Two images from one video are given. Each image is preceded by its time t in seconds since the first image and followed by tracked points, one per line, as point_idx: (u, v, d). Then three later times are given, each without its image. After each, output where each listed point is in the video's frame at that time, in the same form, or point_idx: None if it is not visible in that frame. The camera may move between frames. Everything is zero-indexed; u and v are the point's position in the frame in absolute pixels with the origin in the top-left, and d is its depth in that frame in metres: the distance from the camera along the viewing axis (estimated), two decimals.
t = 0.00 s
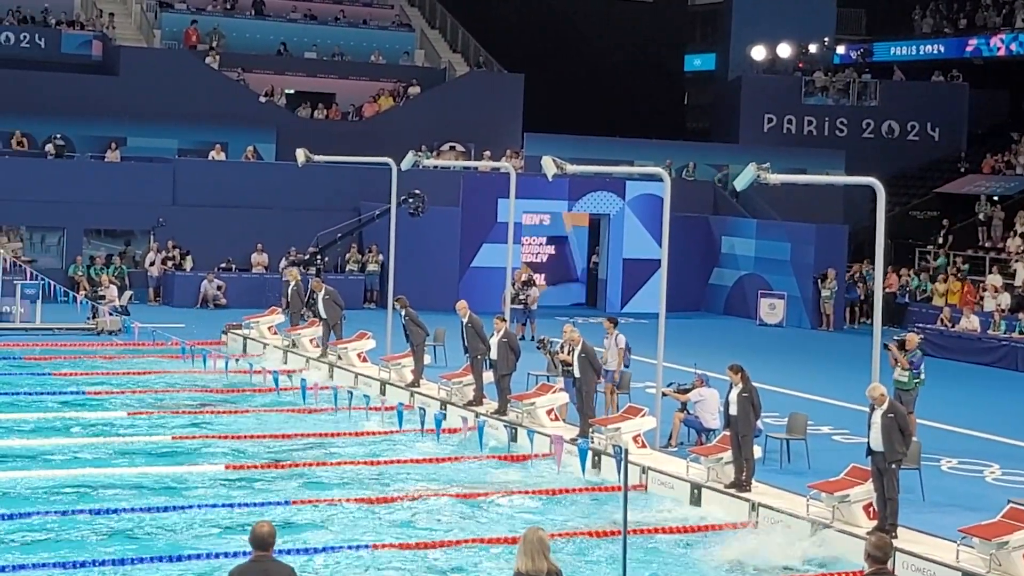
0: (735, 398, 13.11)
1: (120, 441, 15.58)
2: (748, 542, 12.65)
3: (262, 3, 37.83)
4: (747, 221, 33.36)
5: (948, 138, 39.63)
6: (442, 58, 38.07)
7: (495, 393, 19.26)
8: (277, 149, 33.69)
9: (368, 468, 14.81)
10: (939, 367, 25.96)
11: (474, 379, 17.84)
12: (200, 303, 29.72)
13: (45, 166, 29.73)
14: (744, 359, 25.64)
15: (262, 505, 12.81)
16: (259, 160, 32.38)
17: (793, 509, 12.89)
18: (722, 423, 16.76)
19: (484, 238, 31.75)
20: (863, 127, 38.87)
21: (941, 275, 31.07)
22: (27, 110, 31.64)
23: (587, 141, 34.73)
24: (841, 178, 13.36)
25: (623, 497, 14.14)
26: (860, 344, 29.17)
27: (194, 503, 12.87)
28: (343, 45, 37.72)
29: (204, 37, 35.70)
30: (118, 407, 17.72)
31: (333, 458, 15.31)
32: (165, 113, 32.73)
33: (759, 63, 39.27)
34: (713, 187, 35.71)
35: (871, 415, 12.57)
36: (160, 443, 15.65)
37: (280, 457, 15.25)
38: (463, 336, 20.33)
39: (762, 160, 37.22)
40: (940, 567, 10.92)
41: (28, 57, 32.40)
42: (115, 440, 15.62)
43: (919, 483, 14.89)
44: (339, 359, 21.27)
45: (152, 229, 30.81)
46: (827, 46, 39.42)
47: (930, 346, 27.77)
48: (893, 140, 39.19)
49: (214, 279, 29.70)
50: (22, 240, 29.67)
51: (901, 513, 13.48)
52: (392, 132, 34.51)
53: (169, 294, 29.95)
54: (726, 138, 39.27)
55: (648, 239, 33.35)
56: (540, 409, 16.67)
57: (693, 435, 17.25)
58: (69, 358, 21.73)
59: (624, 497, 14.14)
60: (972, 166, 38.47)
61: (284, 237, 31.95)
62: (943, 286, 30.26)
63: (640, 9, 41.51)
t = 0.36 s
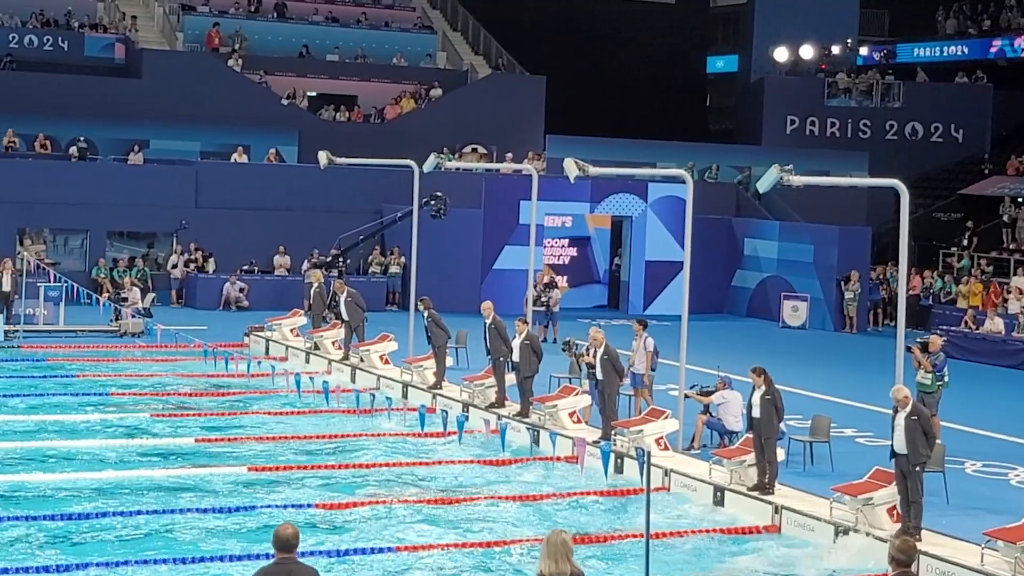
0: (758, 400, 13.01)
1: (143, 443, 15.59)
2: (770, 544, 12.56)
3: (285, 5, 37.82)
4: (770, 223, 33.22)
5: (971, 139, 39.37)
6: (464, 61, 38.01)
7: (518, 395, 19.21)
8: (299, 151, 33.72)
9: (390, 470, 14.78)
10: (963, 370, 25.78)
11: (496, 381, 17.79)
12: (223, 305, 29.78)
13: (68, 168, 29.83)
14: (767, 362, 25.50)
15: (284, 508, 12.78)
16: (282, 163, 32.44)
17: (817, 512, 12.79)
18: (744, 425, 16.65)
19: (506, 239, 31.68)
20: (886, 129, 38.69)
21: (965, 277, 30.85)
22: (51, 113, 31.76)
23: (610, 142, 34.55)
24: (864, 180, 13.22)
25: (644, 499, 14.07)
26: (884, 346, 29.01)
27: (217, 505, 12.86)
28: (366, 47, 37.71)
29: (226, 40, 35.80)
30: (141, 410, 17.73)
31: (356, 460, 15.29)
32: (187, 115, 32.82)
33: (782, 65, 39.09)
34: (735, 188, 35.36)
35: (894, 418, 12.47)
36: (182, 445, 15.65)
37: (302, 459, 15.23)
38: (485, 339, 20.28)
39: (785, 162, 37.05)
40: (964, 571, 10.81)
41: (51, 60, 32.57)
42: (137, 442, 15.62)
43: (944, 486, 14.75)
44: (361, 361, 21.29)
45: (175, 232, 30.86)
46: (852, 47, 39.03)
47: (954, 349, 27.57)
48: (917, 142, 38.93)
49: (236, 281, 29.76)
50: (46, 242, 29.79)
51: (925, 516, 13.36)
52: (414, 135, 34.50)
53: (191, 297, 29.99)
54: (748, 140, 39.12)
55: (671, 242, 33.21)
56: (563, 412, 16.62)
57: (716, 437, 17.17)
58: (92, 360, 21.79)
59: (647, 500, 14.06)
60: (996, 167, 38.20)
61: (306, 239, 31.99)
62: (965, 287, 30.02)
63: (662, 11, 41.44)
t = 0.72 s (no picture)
0: (776, 401, 12.94)
1: (161, 443, 15.60)
2: (788, 545, 12.50)
3: (303, 6, 37.82)
4: (788, 224, 33.10)
5: (991, 139, 39.25)
6: (481, 63, 37.71)
7: (535, 396, 19.15)
8: (317, 152, 33.76)
9: (409, 471, 14.76)
10: (983, 371, 25.63)
11: (514, 382, 17.75)
12: (241, 306, 29.82)
13: (87, 169, 29.92)
14: (786, 363, 25.40)
15: (300, 508, 12.78)
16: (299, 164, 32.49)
17: (836, 513, 12.72)
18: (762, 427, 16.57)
19: (524, 241, 31.62)
20: (905, 129, 38.52)
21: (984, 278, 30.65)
22: (69, 114, 31.85)
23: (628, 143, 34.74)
24: (882, 182, 13.13)
25: (661, 501, 14.00)
26: (902, 347, 28.92)
27: (236, 506, 12.87)
28: (384, 49, 37.58)
29: (244, 41, 35.74)
30: (158, 410, 17.75)
31: (374, 460, 15.28)
32: (205, 117, 32.90)
33: (800, 66, 38.96)
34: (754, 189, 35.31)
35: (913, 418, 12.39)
36: (199, 446, 15.65)
37: (321, 460, 15.23)
38: (502, 340, 20.24)
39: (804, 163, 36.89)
40: (983, 572, 10.74)
41: (70, 61, 32.62)
42: (155, 442, 15.63)
43: (963, 488, 14.67)
44: (378, 362, 21.28)
45: (193, 233, 30.92)
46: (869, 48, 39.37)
47: (974, 351, 27.40)
48: (936, 143, 38.90)
49: (254, 282, 29.80)
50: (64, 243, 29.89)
51: (943, 517, 13.28)
52: (432, 136, 34.51)
53: (209, 298, 30.04)
54: (766, 140, 38.99)
55: (688, 243, 33.11)
56: (580, 413, 16.55)
57: (734, 439, 17.08)
58: (110, 361, 21.83)
59: (664, 501, 13.99)
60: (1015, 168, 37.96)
61: (323, 240, 32.03)
62: (984, 288, 29.82)
63: (679, 12, 41.36)
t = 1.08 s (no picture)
0: (797, 402, 12.88)
1: (181, 444, 15.61)
2: (808, 546, 12.42)
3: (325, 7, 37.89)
4: (808, 224, 32.96)
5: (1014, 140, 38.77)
6: (501, 62, 37.76)
7: (554, 397, 19.10)
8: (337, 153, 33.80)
9: (430, 472, 14.72)
10: (1006, 373, 25.44)
11: (534, 383, 17.71)
12: (261, 307, 29.85)
13: (107, 170, 30.00)
14: (808, 364, 25.28)
15: (320, 509, 12.76)
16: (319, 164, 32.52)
17: (857, 515, 12.63)
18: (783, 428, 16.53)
19: (544, 242, 31.58)
20: (927, 129, 38.24)
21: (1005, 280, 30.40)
22: (90, 115, 31.95)
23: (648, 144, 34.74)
24: (906, 182, 12.99)
25: (681, 502, 13.93)
26: (924, 348, 28.76)
27: (256, 506, 12.85)
28: (404, 49, 37.76)
29: (264, 42, 35.81)
30: (179, 411, 17.77)
31: (395, 461, 15.24)
32: (226, 117, 32.97)
33: (821, 66, 38.81)
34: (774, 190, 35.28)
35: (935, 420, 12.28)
36: (220, 446, 15.65)
37: (341, 460, 15.21)
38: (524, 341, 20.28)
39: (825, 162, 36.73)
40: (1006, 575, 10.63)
41: (91, 62, 32.70)
42: (176, 443, 15.64)
43: (985, 490, 14.55)
44: (398, 363, 21.26)
45: (213, 233, 30.98)
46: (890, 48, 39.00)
47: (997, 353, 27.21)
48: (957, 144, 38.46)
49: (274, 283, 29.81)
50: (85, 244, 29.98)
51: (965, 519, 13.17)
52: (451, 136, 34.50)
53: (229, 298, 30.09)
54: (787, 140, 38.82)
55: (709, 244, 32.96)
56: (600, 414, 16.50)
57: (755, 439, 17.01)
58: (130, 361, 21.88)
59: (685, 502, 13.92)
60: None
61: (343, 242, 32.07)
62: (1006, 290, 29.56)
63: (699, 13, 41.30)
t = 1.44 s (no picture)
0: (816, 404, 12.83)
1: (199, 445, 15.62)
2: (829, 548, 12.35)
3: (344, 9, 37.53)
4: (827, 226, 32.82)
5: None
6: (519, 64, 37.90)
7: (573, 399, 19.08)
8: (354, 154, 33.84)
9: (448, 474, 14.70)
10: None
11: (552, 385, 17.68)
12: (278, 308, 29.89)
13: (125, 171, 30.07)
14: (826, 365, 25.19)
15: (338, 510, 12.75)
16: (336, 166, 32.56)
17: (877, 517, 12.56)
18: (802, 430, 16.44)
19: (561, 243, 31.54)
20: (945, 130, 38.06)
21: None
22: (109, 117, 32.03)
23: (665, 146, 34.81)
24: (925, 181, 12.91)
25: (699, 504, 13.89)
26: (943, 350, 28.62)
27: (273, 507, 12.85)
28: (422, 50, 37.82)
29: (281, 44, 35.92)
30: (198, 412, 17.78)
31: (412, 463, 15.23)
32: (244, 119, 33.05)
33: (839, 66, 38.68)
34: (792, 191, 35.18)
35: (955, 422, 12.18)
36: (238, 447, 15.66)
37: (358, 461, 15.20)
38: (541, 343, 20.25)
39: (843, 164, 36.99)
40: None
41: (109, 63, 32.77)
42: (194, 444, 15.66)
43: (1005, 492, 14.46)
44: (416, 364, 21.25)
45: (231, 235, 31.04)
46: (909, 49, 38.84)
47: (1017, 354, 27.06)
48: (976, 145, 38.29)
49: (292, 284, 29.83)
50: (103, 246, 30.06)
51: (985, 522, 13.09)
52: (469, 138, 34.50)
53: (246, 299, 30.13)
54: (805, 140, 38.69)
55: (727, 246, 32.84)
56: (618, 415, 16.44)
57: (774, 441, 16.91)
58: (149, 362, 21.91)
59: (703, 505, 13.86)
60: None
61: (361, 243, 32.11)
62: None
63: (717, 14, 41.14)
